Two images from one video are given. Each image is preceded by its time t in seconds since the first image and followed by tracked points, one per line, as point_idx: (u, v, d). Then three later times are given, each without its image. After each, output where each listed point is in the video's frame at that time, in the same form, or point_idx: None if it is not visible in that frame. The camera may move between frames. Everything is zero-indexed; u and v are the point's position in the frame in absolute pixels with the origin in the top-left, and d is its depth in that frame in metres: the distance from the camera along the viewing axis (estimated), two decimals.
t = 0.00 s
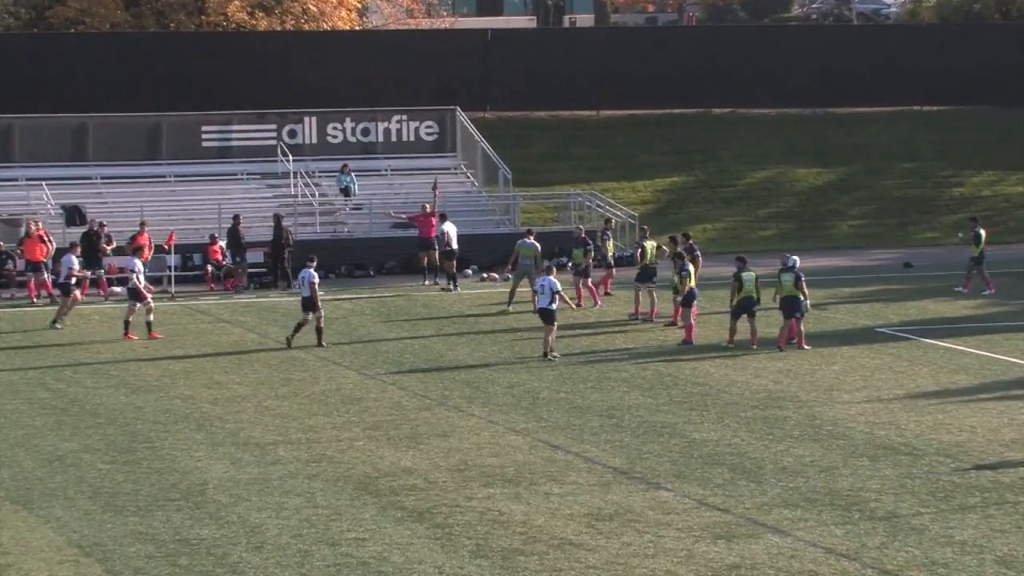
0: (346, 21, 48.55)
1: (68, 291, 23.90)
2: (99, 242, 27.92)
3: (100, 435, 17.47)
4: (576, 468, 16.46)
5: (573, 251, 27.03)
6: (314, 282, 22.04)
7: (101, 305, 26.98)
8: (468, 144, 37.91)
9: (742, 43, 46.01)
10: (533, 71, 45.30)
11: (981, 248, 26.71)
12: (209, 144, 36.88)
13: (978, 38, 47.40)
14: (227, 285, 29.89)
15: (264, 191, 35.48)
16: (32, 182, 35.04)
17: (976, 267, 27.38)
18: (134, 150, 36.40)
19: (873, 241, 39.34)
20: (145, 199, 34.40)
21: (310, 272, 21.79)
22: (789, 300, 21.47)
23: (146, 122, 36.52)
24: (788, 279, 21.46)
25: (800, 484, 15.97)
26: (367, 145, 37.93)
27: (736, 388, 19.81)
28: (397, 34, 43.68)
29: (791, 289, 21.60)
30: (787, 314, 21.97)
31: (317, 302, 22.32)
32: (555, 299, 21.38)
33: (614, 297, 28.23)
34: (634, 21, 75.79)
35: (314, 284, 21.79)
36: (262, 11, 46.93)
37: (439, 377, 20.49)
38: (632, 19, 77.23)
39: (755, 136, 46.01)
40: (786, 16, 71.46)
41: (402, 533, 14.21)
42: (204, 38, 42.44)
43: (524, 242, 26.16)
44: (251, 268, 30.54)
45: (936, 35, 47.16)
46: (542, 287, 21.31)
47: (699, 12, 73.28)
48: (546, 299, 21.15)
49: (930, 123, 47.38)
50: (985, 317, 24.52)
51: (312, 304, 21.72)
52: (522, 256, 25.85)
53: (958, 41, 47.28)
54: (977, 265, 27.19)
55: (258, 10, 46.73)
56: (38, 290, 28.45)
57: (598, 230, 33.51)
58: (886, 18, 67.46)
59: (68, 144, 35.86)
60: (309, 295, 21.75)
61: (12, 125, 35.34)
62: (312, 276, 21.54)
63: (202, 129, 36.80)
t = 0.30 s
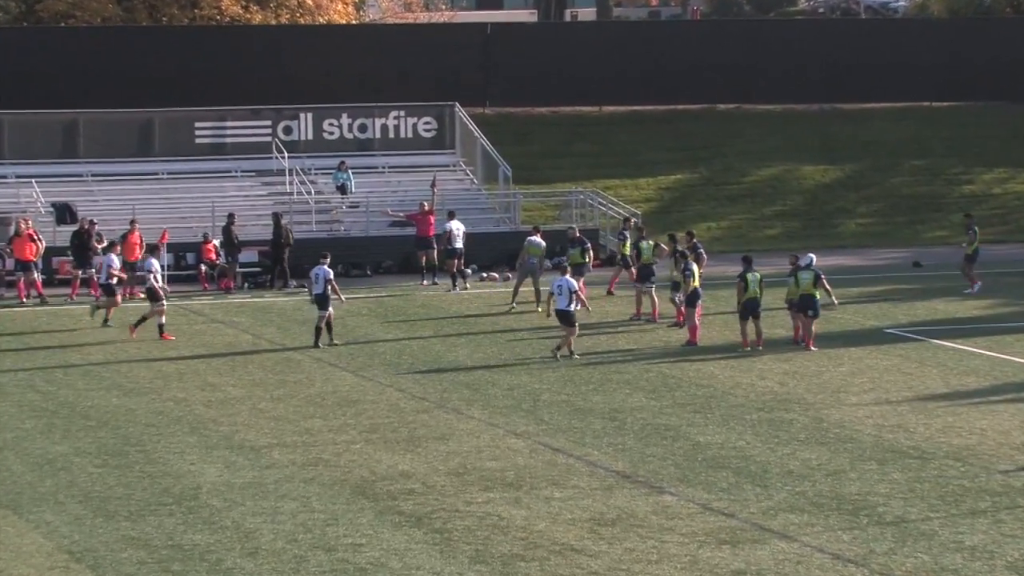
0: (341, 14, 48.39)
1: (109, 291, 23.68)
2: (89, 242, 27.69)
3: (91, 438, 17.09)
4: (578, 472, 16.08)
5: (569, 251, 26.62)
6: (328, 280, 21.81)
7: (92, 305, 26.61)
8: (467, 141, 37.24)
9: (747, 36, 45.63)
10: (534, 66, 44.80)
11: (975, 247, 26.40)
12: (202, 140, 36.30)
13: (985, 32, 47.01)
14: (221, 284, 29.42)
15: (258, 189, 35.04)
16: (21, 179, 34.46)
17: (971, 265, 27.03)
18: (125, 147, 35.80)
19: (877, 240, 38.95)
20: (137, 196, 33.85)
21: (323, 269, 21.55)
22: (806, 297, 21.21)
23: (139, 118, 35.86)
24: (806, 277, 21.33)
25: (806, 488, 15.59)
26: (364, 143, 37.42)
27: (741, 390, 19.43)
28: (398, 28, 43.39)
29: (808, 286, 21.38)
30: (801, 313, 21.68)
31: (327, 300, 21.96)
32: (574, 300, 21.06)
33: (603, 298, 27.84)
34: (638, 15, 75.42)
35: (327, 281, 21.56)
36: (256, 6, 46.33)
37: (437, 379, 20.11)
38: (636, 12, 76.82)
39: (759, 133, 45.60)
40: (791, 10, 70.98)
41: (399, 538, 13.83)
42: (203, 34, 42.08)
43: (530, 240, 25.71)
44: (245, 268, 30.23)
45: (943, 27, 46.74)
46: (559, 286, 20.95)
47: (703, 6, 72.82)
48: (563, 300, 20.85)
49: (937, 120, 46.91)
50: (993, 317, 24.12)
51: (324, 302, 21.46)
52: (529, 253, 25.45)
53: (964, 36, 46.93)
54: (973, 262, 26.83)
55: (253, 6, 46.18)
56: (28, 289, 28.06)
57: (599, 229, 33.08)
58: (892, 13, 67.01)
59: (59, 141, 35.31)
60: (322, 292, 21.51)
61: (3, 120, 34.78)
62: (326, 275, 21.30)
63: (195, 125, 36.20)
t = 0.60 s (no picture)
0: (337, 8, 48.22)
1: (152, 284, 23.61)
2: (81, 239, 27.12)
3: (82, 441, 16.72)
4: (580, 476, 15.70)
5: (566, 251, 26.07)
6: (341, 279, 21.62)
7: (83, 305, 26.26)
8: (466, 136, 36.76)
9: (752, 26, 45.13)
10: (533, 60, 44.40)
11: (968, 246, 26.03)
12: (195, 137, 35.73)
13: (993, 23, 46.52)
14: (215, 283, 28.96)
15: (252, 186, 34.48)
16: (11, 175, 33.90)
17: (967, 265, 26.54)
18: (117, 142, 35.24)
19: (882, 240, 38.55)
20: (130, 193, 33.36)
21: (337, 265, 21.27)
22: (822, 297, 20.88)
23: (131, 113, 35.37)
24: (823, 275, 20.93)
25: (814, 492, 15.21)
26: (361, 139, 36.81)
27: (746, 392, 19.05)
28: (398, 23, 43.11)
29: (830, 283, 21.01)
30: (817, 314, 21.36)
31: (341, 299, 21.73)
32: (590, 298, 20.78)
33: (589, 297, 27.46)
34: (641, 10, 74.98)
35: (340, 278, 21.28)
36: None
37: (435, 380, 19.74)
38: (639, 8, 76.40)
39: (762, 130, 45.19)
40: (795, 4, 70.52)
41: (397, 543, 13.46)
42: (200, 30, 41.72)
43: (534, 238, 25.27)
44: (240, 267, 29.82)
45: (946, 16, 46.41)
46: (574, 285, 20.60)
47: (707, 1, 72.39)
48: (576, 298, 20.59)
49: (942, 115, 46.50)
50: (1002, 318, 23.72)
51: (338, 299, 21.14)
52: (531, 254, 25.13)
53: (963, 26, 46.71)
54: (968, 263, 26.34)
55: None
56: (18, 288, 27.64)
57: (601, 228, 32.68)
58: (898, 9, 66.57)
59: (50, 137, 34.83)
60: (336, 291, 21.24)
61: None
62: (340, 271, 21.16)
63: (188, 120, 35.65)
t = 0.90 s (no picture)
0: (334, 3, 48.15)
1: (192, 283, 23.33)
2: (72, 238, 26.74)
3: (73, 444, 16.36)
4: (581, 480, 15.34)
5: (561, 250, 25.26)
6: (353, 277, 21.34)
7: (74, 305, 25.91)
8: (466, 134, 35.96)
9: (755, 19, 44.72)
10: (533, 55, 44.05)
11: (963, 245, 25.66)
12: (189, 134, 35.02)
13: (1001, 19, 46.01)
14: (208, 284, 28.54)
15: (246, 184, 33.93)
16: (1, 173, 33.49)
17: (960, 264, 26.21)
18: (108, 139, 34.63)
19: (887, 237, 38.15)
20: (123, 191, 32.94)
21: (348, 263, 21.00)
22: (837, 295, 20.61)
23: (122, 110, 34.74)
24: (830, 276, 20.70)
25: (821, 497, 14.84)
26: (358, 135, 36.04)
27: (751, 394, 18.69)
28: (399, 20, 42.82)
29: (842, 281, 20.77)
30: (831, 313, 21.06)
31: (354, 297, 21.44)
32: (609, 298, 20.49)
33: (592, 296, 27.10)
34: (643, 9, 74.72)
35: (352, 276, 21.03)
36: None
37: (433, 382, 19.38)
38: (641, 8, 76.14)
39: (766, 127, 44.78)
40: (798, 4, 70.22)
41: (395, 549, 13.09)
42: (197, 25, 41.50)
43: (532, 238, 24.81)
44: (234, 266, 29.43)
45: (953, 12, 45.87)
46: (594, 284, 20.33)
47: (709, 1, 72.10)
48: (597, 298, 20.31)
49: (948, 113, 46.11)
50: (1010, 318, 23.34)
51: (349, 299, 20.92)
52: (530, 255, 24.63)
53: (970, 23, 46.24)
54: (961, 262, 26.03)
55: None
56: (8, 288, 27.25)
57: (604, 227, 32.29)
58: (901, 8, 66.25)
59: (40, 134, 34.30)
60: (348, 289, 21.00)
61: None
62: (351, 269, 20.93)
63: (182, 117, 34.96)
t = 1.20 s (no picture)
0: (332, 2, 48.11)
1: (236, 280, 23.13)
2: (62, 237, 26.37)
3: (64, 447, 16.00)
4: (583, 484, 14.98)
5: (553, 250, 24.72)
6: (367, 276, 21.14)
7: (63, 305, 25.55)
8: (466, 132, 35.30)
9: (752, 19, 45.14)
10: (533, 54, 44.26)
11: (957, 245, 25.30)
12: (182, 130, 34.38)
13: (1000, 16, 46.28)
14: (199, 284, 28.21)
15: (241, 180, 33.40)
16: None
17: (957, 265, 25.74)
18: (99, 137, 33.85)
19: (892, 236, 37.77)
20: (116, 189, 32.48)
21: (364, 265, 20.77)
22: (860, 296, 20.43)
23: (112, 106, 33.94)
24: (853, 273, 20.38)
25: (828, 502, 14.47)
26: (355, 132, 35.39)
27: (757, 397, 18.32)
28: (399, 15, 42.80)
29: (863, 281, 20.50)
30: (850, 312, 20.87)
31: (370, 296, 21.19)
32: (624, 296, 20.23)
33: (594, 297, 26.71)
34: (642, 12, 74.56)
35: (368, 277, 20.81)
36: None
37: (431, 385, 19.00)
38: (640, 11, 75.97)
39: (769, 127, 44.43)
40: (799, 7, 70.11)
41: (393, 555, 12.73)
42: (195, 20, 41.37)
43: (524, 240, 24.32)
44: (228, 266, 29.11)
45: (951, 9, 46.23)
46: (609, 282, 20.11)
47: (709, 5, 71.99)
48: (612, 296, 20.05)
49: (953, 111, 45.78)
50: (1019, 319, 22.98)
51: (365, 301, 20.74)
52: (525, 258, 24.24)
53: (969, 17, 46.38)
54: (957, 263, 25.59)
55: None
56: None
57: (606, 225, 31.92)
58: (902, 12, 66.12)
59: (29, 131, 33.60)
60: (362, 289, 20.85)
61: None
62: (366, 269, 20.81)
63: (174, 113, 34.33)
